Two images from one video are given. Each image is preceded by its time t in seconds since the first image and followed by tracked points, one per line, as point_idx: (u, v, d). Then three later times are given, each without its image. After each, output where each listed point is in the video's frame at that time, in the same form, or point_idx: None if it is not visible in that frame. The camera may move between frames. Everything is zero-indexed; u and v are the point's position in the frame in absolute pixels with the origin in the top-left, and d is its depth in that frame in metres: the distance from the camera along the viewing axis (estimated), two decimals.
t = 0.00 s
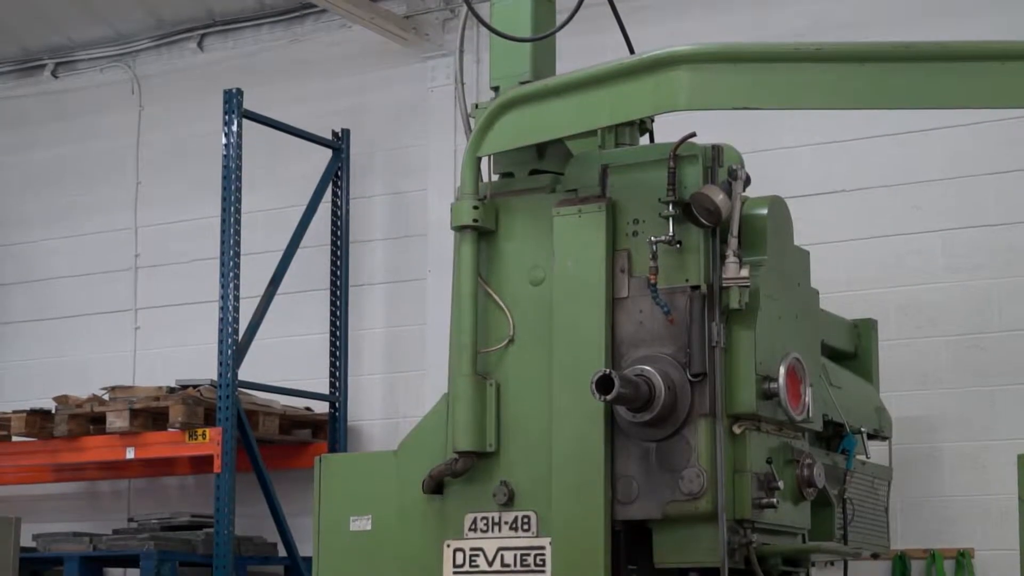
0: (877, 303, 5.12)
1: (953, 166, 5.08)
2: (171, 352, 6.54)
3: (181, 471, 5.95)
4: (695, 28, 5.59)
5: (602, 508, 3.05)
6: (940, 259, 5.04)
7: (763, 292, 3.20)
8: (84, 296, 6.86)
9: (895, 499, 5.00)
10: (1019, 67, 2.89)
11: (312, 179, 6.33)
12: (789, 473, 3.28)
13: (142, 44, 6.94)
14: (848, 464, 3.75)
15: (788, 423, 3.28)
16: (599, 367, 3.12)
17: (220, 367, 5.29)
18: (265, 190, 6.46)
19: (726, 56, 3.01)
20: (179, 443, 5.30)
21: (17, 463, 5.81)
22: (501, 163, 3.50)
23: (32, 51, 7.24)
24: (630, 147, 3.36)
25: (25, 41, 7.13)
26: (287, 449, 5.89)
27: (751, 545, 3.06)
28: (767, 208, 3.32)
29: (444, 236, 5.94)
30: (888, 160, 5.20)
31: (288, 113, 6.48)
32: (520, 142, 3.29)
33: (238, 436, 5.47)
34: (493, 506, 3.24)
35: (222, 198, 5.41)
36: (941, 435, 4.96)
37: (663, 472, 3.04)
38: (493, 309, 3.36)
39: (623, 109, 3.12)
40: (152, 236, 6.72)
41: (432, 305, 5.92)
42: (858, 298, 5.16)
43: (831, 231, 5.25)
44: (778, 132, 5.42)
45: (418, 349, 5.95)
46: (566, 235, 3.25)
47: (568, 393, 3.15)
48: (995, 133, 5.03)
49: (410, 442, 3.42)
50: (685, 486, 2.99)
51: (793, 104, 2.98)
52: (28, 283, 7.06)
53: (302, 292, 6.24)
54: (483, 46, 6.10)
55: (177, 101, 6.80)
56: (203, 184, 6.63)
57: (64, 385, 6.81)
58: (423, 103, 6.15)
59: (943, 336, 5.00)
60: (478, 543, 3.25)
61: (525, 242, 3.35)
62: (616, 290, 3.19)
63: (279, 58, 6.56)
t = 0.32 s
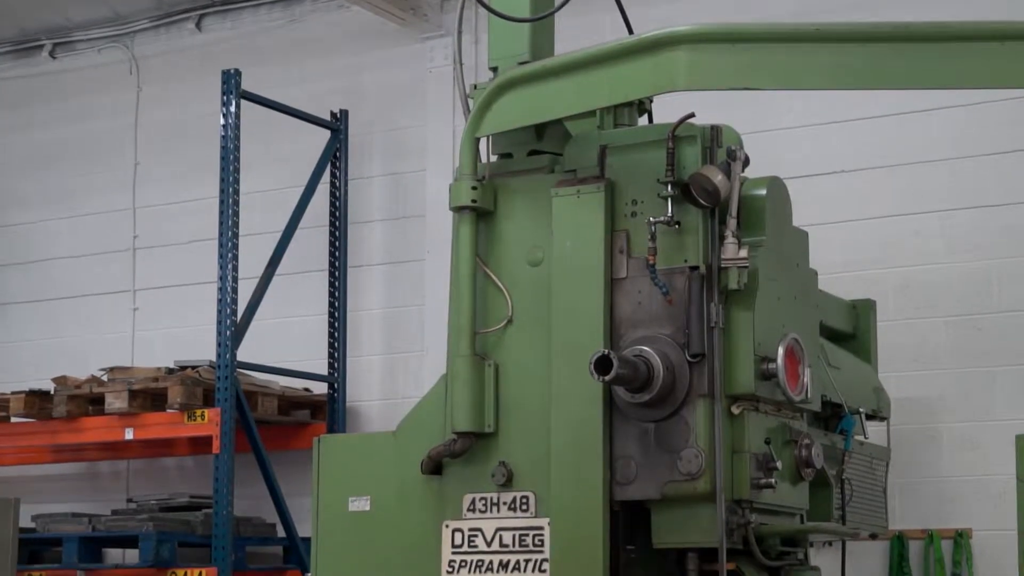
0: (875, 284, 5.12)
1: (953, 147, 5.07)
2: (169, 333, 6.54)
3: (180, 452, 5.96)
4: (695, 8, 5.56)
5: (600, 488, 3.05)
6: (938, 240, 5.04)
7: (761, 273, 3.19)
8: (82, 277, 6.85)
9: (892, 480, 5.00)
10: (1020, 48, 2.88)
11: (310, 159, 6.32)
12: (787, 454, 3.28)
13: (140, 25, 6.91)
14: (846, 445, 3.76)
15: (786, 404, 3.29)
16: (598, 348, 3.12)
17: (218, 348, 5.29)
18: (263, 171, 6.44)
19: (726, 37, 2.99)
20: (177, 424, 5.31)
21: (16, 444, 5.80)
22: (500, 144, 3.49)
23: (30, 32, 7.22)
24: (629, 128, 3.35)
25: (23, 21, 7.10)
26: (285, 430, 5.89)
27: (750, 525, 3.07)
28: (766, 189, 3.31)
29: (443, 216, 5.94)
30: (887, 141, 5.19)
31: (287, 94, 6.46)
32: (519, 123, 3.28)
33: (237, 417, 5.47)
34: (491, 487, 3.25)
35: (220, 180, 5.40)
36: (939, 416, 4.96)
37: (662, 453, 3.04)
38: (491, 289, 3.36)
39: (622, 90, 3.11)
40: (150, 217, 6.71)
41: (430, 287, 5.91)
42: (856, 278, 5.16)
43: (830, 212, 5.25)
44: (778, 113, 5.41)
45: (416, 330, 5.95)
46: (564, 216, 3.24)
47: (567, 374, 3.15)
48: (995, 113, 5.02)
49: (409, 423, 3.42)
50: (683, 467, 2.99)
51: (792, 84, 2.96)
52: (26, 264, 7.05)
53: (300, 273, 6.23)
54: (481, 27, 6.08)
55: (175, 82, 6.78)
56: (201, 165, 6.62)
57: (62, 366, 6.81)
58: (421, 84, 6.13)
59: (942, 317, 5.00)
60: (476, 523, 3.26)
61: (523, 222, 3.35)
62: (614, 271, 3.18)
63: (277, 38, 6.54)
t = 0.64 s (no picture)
0: (872, 264, 5.11)
1: (950, 126, 5.07)
2: (166, 312, 6.54)
3: (176, 432, 5.97)
4: None
5: (597, 468, 3.05)
6: (935, 219, 5.03)
7: (758, 252, 3.19)
8: (78, 257, 6.84)
9: (889, 459, 5.00)
10: (1019, 27, 2.87)
11: (306, 139, 6.30)
12: (783, 433, 3.28)
13: (135, 4, 6.88)
14: (843, 424, 3.76)
15: (782, 384, 3.29)
16: (594, 328, 3.11)
17: (214, 328, 5.29)
18: (259, 150, 6.43)
19: (723, 16, 2.98)
20: (174, 404, 5.31)
21: (13, 424, 5.80)
22: (496, 124, 3.48)
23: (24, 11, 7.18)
24: (626, 107, 3.34)
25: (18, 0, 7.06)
26: (282, 409, 5.89)
27: (746, 505, 3.08)
28: (763, 168, 3.30)
29: (439, 196, 5.93)
30: (883, 121, 5.18)
31: (283, 73, 6.44)
32: (515, 102, 3.27)
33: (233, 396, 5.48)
34: (488, 466, 3.25)
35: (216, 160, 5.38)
36: (935, 395, 4.96)
37: (659, 433, 3.04)
38: (487, 269, 3.35)
39: (618, 69, 3.10)
40: (146, 196, 6.70)
41: (428, 266, 5.91)
42: (852, 258, 5.16)
43: (826, 192, 5.24)
44: (774, 93, 5.40)
45: (413, 309, 5.94)
46: (561, 195, 3.23)
47: (564, 353, 3.15)
48: (993, 93, 5.02)
49: (405, 402, 3.42)
50: (680, 446, 2.99)
51: (790, 63, 2.95)
52: (22, 244, 7.03)
53: (296, 253, 6.23)
54: (478, 6, 6.06)
55: (171, 62, 6.76)
56: (197, 144, 6.61)
57: (58, 346, 6.81)
58: (418, 63, 6.12)
59: (939, 296, 4.99)
60: (473, 503, 3.26)
61: (519, 202, 3.34)
62: (610, 251, 3.18)
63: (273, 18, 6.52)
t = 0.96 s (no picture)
0: (869, 247, 5.11)
1: (948, 109, 5.06)
2: (163, 296, 6.53)
3: (173, 415, 5.98)
4: None
5: (594, 452, 3.05)
6: (932, 202, 5.03)
7: (755, 236, 3.19)
8: (75, 240, 6.83)
9: (885, 442, 5.01)
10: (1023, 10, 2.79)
11: (303, 122, 6.29)
12: (780, 416, 3.28)
13: None
14: (840, 408, 3.77)
15: (780, 367, 3.29)
16: (592, 311, 3.11)
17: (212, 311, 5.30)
18: (255, 133, 6.42)
19: None
20: (171, 387, 5.31)
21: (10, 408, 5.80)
22: (494, 107, 3.47)
23: None
24: (624, 91, 3.34)
25: None
26: (279, 392, 5.89)
27: (743, 488, 3.08)
28: (761, 151, 3.29)
29: (437, 179, 5.93)
30: (881, 104, 5.18)
31: (280, 56, 6.42)
32: (511, 85, 3.26)
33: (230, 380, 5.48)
34: (485, 450, 3.25)
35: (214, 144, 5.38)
36: (932, 378, 4.96)
37: (656, 416, 3.04)
38: (485, 252, 3.35)
39: (615, 52, 3.09)
40: (143, 180, 6.69)
41: (425, 248, 5.91)
42: (849, 242, 5.15)
43: (824, 175, 5.23)
44: (772, 76, 5.39)
45: (410, 292, 5.94)
46: (557, 179, 3.22)
47: (562, 336, 3.15)
48: (991, 76, 5.01)
49: (403, 386, 3.42)
50: (677, 429, 2.99)
51: (788, 46, 2.94)
52: (18, 228, 7.02)
53: (293, 237, 6.22)
54: None
55: (167, 45, 6.73)
56: (194, 128, 6.60)
57: (55, 330, 6.80)
58: (415, 46, 6.10)
59: (936, 280, 4.99)
60: (470, 486, 3.26)
61: (516, 186, 3.33)
62: (608, 235, 3.18)
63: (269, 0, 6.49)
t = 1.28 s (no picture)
0: (868, 230, 5.11)
1: (947, 92, 5.05)
2: (161, 279, 6.53)
3: (171, 399, 5.99)
4: None
5: (593, 435, 3.05)
6: (932, 186, 5.02)
7: (754, 219, 3.19)
8: (73, 224, 6.82)
9: (884, 425, 5.00)
10: None
11: (302, 106, 6.27)
12: (779, 400, 3.28)
13: None
14: (838, 391, 3.77)
15: (778, 350, 3.29)
16: (590, 294, 3.11)
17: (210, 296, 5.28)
18: (254, 117, 6.40)
19: None
20: (169, 371, 5.31)
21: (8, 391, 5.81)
22: (492, 91, 3.46)
23: None
24: (622, 74, 3.33)
25: None
26: (278, 376, 5.89)
27: (742, 471, 3.08)
28: (760, 134, 3.26)
29: (435, 162, 5.92)
30: (880, 88, 5.17)
31: (278, 39, 6.40)
32: (510, 69, 3.25)
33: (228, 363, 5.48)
34: (484, 433, 3.25)
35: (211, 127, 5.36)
36: (930, 362, 4.96)
37: (655, 399, 3.04)
38: (484, 236, 3.34)
39: (614, 36, 3.09)
40: (142, 163, 6.68)
41: (424, 231, 5.90)
42: (848, 225, 5.15)
43: (822, 158, 5.23)
44: (771, 59, 5.37)
45: (409, 276, 5.93)
46: (557, 162, 3.22)
47: (561, 319, 3.15)
48: (990, 59, 5.00)
49: (402, 369, 3.42)
50: (676, 413, 2.99)
51: (786, 29, 2.93)
52: (17, 212, 7.01)
53: (292, 220, 6.22)
54: None
55: (165, 28, 6.71)
56: (192, 111, 6.58)
57: (54, 314, 6.80)
58: (413, 30, 6.08)
59: (935, 264, 4.99)
60: (468, 470, 3.25)
61: (515, 169, 3.32)
62: (607, 218, 3.17)
63: None
